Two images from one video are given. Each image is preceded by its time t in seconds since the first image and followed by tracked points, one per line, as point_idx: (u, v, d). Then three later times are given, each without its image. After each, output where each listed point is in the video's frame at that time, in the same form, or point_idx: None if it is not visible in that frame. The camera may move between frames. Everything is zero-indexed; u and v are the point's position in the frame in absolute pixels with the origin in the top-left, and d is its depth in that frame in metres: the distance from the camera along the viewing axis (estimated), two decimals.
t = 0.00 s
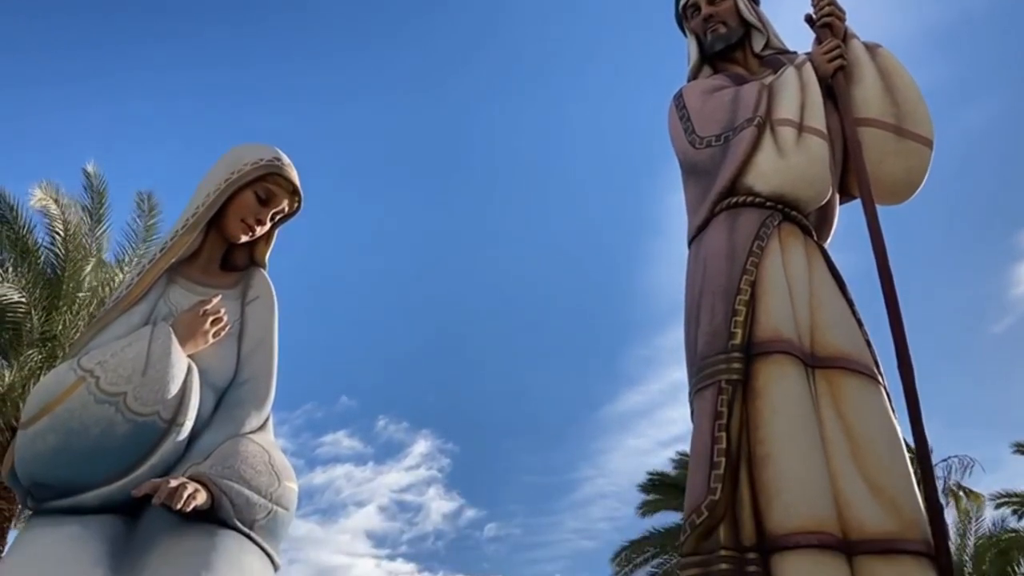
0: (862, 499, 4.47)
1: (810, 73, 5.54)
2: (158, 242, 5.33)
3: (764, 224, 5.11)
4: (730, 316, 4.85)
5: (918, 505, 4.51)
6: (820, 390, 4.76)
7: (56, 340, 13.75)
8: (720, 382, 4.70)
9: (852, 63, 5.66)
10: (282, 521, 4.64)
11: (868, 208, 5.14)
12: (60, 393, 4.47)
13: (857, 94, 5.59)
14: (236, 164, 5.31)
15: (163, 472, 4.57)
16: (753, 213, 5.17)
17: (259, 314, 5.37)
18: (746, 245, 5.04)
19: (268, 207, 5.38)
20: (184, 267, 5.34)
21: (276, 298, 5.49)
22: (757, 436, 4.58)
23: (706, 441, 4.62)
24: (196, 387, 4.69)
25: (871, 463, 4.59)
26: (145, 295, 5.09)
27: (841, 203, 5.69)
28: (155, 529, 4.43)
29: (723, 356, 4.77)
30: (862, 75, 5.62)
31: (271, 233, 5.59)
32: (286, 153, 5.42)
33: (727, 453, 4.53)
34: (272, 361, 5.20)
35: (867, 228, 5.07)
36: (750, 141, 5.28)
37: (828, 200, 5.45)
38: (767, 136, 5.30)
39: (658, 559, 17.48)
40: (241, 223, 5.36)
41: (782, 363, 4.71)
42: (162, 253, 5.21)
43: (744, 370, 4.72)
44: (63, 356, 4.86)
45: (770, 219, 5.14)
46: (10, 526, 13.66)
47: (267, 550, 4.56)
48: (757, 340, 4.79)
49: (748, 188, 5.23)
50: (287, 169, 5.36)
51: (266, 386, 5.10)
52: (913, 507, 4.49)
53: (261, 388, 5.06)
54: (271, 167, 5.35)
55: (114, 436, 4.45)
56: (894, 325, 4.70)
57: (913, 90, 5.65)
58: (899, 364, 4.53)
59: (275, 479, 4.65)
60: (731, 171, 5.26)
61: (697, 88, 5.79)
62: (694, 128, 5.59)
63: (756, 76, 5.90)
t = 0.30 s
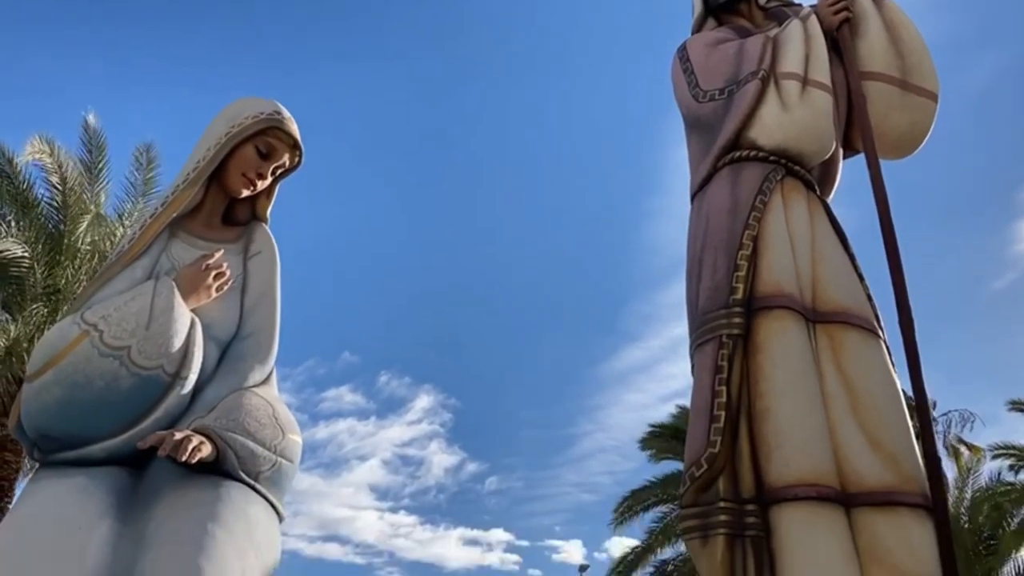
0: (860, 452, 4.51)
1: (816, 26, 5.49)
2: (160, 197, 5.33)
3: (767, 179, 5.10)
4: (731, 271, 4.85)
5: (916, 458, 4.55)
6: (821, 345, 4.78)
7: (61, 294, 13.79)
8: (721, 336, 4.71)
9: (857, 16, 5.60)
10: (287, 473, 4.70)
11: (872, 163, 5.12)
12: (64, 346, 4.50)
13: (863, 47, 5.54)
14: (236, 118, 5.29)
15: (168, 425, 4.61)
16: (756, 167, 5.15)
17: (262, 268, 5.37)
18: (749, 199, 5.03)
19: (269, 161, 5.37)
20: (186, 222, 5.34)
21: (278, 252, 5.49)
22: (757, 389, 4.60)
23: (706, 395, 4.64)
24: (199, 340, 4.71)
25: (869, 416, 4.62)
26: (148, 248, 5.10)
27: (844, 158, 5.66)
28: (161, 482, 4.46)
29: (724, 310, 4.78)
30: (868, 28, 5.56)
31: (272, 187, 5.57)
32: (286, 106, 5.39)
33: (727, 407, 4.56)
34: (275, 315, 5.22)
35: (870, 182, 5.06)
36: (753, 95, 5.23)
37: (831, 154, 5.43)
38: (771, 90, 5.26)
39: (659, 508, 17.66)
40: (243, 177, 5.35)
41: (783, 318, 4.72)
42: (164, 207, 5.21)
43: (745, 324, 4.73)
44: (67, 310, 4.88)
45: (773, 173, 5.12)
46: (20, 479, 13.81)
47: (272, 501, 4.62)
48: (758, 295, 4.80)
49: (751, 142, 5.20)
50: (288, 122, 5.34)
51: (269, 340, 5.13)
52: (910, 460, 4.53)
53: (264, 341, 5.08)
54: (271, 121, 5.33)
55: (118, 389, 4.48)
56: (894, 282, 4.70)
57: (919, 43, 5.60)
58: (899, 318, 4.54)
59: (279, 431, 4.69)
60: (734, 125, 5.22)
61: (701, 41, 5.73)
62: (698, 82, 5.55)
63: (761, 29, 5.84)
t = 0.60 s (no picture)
0: (861, 401, 4.52)
1: None
2: (162, 147, 5.31)
3: (772, 128, 5.06)
4: (735, 220, 4.82)
5: (917, 408, 4.57)
6: (824, 295, 4.78)
7: (64, 244, 13.79)
8: (724, 286, 4.70)
9: None
10: (292, 422, 4.74)
11: (879, 112, 5.07)
12: (69, 296, 4.51)
13: None
14: (236, 67, 5.24)
15: (174, 374, 4.63)
16: (762, 116, 5.10)
17: (265, 218, 5.36)
18: (754, 148, 4.99)
19: (270, 110, 5.33)
20: (188, 172, 5.32)
21: (280, 202, 5.48)
22: (760, 339, 4.61)
23: (708, 344, 4.64)
24: (203, 290, 4.71)
25: (871, 366, 4.63)
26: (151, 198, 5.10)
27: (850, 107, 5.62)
28: (168, 431, 4.49)
29: (728, 260, 4.76)
30: None
31: (273, 136, 5.54)
32: (286, 55, 5.34)
33: (730, 357, 4.55)
34: (278, 265, 5.22)
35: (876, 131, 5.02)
36: (760, 42, 5.16)
37: (837, 102, 5.38)
38: (778, 37, 5.17)
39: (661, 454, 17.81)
40: (244, 127, 5.32)
41: (786, 268, 4.72)
42: (166, 156, 5.19)
43: (748, 274, 4.72)
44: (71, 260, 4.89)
45: (779, 122, 5.08)
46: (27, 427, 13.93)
47: (278, 449, 4.66)
48: (763, 245, 4.78)
49: (757, 91, 5.15)
50: (288, 71, 5.29)
51: (273, 290, 5.14)
52: (912, 409, 4.55)
53: (268, 291, 5.09)
54: (272, 70, 5.28)
55: (124, 338, 4.49)
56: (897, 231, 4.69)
57: None
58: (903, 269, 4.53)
59: (284, 381, 4.72)
60: (740, 72, 5.17)
61: None
62: (704, 29, 5.48)
63: None
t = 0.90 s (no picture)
0: (865, 347, 4.53)
1: None
2: (163, 92, 5.27)
3: (779, 71, 5.00)
4: (741, 166, 4.78)
5: (920, 352, 4.58)
6: (829, 240, 4.76)
7: (66, 190, 13.73)
8: (729, 232, 4.68)
9: None
10: (297, 368, 4.77)
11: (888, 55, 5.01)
12: (73, 242, 4.50)
13: None
14: (236, 10, 5.17)
15: (179, 320, 4.65)
16: (769, 60, 5.04)
17: (268, 164, 5.34)
18: (761, 92, 4.93)
19: (270, 54, 5.28)
20: (189, 117, 5.28)
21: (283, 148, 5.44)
22: (764, 284, 4.60)
23: (712, 290, 4.64)
24: (206, 236, 4.71)
25: (874, 310, 4.63)
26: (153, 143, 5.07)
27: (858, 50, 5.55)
28: (174, 375, 4.52)
29: (733, 205, 4.73)
30: None
31: (274, 81, 5.49)
32: None
33: (734, 302, 4.55)
34: (281, 211, 5.21)
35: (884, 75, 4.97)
36: None
37: (845, 46, 5.31)
38: None
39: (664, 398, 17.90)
40: (244, 72, 5.27)
41: (791, 213, 4.70)
42: (166, 102, 5.16)
43: (753, 219, 4.69)
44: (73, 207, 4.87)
45: (786, 66, 5.02)
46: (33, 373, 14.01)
47: (283, 394, 4.69)
48: (768, 191, 4.76)
49: (765, 34, 5.08)
50: (289, 14, 5.22)
51: (276, 237, 5.13)
52: (915, 354, 4.56)
53: (272, 237, 5.09)
54: (272, 13, 5.21)
55: (128, 285, 4.50)
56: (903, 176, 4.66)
57: None
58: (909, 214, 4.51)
59: (289, 327, 4.74)
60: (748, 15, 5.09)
61: None
62: None
63: None
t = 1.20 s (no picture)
0: (871, 291, 4.53)
1: None
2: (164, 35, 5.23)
3: (789, 12, 4.93)
4: (749, 108, 4.74)
5: (925, 296, 4.58)
6: (837, 183, 4.73)
7: (69, 134, 13.69)
8: (736, 175, 4.65)
9: None
10: (303, 312, 4.79)
11: None
12: (77, 186, 4.49)
13: None
14: None
15: (185, 264, 4.66)
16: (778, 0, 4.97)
17: (272, 107, 5.30)
18: (770, 33, 4.87)
19: None
20: (192, 60, 5.24)
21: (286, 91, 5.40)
22: (770, 228, 4.58)
23: (718, 234, 4.63)
24: (211, 179, 4.70)
25: (881, 254, 4.61)
26: (156, 86, 5.04)
27: None
28: (181, 318, 4.54)
29: (740, 148, 4.69)
30: None
31: (277, 22, 5.43)
32: None
33: (740, 246, 4.54)
34: (286, 155, 5.19)
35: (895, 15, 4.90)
36: None
37: None
38: None
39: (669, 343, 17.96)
40: (246, 13, 5.22)
41: (799, 156, 4.66)
42: (168, 44, 5.12)
43: (760, 163, 4.66)
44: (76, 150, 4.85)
45: (796, 6, 4.95)
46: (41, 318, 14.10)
47: (289, 337, 4.72)
48: (776, 133, 4.72)
49: None
50: None
51: (281, 181, 5.11)
52: (920, 297, 4.56)
53: (276, 182, 5.07)
54: None
55: (133, 228, 4.50)
56: (913, 118, 4.61)
57: None
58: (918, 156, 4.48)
59: (295, 271, 4.74)
60: None
61: None
62: None
63: None
